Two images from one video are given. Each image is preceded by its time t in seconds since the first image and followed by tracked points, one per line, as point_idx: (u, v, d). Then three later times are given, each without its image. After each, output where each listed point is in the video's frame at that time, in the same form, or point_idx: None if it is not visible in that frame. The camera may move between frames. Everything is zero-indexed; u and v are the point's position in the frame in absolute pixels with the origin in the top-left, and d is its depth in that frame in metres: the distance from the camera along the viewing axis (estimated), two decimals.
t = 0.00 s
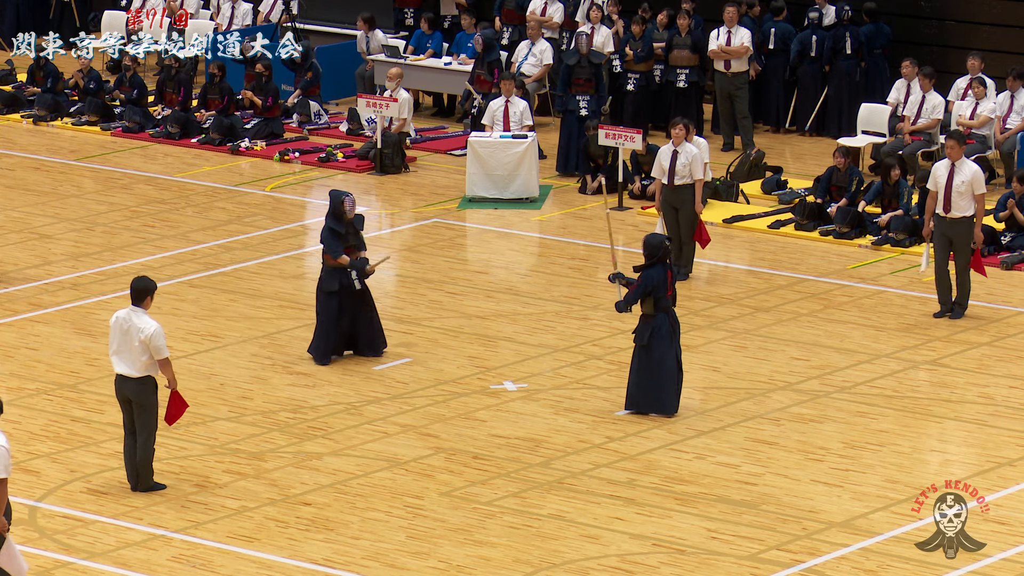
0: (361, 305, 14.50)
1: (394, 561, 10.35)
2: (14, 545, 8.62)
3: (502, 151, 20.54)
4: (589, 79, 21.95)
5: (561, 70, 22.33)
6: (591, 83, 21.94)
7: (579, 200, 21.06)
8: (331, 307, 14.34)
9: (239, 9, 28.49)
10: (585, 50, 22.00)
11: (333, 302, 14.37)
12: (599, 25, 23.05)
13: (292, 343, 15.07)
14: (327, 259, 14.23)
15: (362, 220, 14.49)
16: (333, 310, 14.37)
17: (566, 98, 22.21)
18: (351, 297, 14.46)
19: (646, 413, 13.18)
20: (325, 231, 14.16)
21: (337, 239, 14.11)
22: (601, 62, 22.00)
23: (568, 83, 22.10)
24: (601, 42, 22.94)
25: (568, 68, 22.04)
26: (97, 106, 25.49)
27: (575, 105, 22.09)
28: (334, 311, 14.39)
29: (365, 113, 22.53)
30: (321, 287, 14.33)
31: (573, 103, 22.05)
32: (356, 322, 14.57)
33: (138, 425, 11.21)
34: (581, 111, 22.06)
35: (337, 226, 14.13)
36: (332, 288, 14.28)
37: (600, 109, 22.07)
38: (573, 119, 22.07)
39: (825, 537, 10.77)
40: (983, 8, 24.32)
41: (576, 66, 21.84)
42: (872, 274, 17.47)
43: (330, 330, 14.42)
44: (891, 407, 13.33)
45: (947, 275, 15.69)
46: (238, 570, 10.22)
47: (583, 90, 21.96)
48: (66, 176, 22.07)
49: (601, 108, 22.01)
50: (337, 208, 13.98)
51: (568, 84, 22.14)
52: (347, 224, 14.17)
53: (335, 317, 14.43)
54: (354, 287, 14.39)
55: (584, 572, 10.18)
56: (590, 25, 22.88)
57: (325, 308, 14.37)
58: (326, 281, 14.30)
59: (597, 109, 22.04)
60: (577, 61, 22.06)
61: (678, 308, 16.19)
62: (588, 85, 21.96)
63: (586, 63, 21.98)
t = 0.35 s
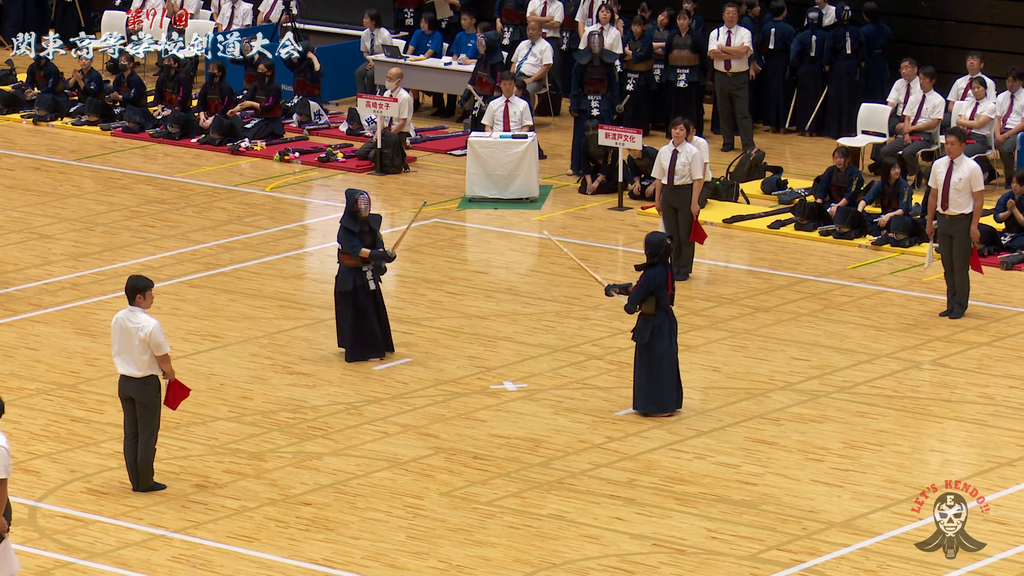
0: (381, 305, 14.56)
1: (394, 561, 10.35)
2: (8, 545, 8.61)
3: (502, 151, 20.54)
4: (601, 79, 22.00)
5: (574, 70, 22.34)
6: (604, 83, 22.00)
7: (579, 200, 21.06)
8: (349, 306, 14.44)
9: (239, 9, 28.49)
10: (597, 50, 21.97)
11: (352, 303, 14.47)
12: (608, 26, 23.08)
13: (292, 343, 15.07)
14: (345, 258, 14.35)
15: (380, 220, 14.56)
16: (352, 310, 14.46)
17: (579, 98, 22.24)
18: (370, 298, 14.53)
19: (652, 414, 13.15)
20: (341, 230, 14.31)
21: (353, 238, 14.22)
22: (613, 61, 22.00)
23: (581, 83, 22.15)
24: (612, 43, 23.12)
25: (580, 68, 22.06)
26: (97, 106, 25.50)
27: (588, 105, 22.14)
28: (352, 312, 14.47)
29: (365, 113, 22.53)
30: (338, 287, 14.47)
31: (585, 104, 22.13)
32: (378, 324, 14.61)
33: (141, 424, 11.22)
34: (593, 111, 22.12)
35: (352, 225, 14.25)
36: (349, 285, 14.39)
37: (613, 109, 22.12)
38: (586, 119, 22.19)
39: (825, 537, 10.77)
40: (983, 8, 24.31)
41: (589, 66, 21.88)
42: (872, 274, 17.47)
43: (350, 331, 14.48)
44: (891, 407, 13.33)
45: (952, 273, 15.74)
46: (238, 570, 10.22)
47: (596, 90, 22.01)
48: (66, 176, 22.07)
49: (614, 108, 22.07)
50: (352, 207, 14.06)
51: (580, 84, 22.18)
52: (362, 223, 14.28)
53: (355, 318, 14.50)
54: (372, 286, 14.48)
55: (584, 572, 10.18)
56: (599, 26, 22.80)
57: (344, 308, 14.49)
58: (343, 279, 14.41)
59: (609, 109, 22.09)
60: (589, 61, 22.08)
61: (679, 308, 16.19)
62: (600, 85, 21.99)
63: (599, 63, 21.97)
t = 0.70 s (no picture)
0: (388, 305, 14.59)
1: (394, 561, 10.35)
2: (10, 545, 8.61)
3: (502, 151, 20.54)
4: (604, 78, 22.10)
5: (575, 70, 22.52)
6: (605, 82, 22.10)
7: (579, 200, 21.06)
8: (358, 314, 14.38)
9: (239, 9, 28.49)
10: (600, 49, 22.13)
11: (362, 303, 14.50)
12: (609, 26, 22.72)
13: (292, 343, 15.07)
14: (352, 258, 14.39)
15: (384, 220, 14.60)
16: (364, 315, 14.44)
17: (579, 97, 22.32)
18: (379, 298, 14.56)
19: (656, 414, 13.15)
20: (347, 232, 14.32)
21: (360, 238, 14.25)
22: (616, 60, 22.17)
23: (583, 82, 22.22)
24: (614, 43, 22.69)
25: (583, 67, 22.19)
26: (97, 106, 25.46)
27: (589, 104, 22.21)
28: (362, 311, 14.52)
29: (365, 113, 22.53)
30: (347, 288, 14.50)
31: (585, 103, 22.18)
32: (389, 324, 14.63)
33: (142, 423, 11.21)
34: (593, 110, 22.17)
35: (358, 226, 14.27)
36: (358, 287, 14.41)
37: (614, 109, 22.14)
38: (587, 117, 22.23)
39: (825, 537, 10.77)
40: (983, 8, 24.32)
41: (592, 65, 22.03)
42: (872, 274, 17.47)
43: (361, 331, 14.51)
44: (891, 407, 13.33)
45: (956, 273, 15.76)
46: (238, 570, 10.22)
47: (597, 89, 22.10)
48: (66, 176, 22.07)
49: (615, 108, 22.11)
50: (358, 207, 14.09)
51: (582, 83, 22.25)
52: (368, 223, 14.32)
53: (365, 318, 14.55)
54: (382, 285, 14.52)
55: (584, 572, 10.18)
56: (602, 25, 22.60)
57: (354, 308, 14.53)
58: (352, 280, 14.43)
59: (610, 108, 22.13)
60: (592, 60, 22.23)
61: (679, 308, 16.19)
62: (603, 84, 22.09)
63: (601, 62, 22.12)
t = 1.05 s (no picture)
0: (390, 306, 14.59)
1: (394, 561, 10.35)
2: (11, 545, 8.61)
3: (502, 151, 20.54)
4: (594, 78, 22.11)
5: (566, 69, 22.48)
6: (596, 82, 22.11)
7: (579, 200, 21.06)
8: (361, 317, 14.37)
9: (239, 9, 28.50)
10: (591, 49, 22.13)
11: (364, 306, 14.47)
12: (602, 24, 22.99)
13: (292, 343, 15.08)
14: (355, 258, 14.35)
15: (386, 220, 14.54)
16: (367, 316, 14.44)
17: (570, 97, 22.32)
18: (380, 298, 14.55)
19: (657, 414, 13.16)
20: (348, 232, 14.26)
21: (364, 239, 14.18)
22: (607, 61, 22.16)
23: (573, 82, 22.24)
24: (606, 42, 22.65)
25: (573, 67, 22.20)
26: (97, 106, 25.44)
27: (578, 105, 22.19)
28: (364, 311, 14.49)
29: (365, 113, 22.53)
30: (349, 289, 14.45)
31: (574, 103, 22.18)
32: (391, 324, 14.63)
33: (143, 423, 11.22)
34: (582, 111, 22.16)
35: (360, 227, 14.21)
36: (361, 288, 14.37)
37: (602, 109, 22.14)
38: (576, 118, 22.19)
39: (825, 537, 10.77)
40: (983, 8, 24.32)
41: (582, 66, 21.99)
42: (872, 274, 17.48)
43: (363, 332, 14.49)
44: (891, 407, 13.33)
45: (955, 275, 15.74)
46: (238, 570, 10.22)
47: (587, 89, 22.10)
48: (66, 176, 22.07)
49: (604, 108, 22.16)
50: (360, 208, 14.06)
51: (573, 83, 22.27)
52: (371, 224, 14.24)
53: (367, 319, 14.53)
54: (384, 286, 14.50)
55: (584, 572, 10.18)
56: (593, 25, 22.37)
57: (356, 308, 14.50)
58: (355, 281, 14.39)
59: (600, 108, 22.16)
60: (583, 60, 22.22)
61: (679, 308, 16.19)
62: (593, 84, 22.09)
63: (593, 63, 22.12)
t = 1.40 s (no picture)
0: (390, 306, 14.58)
1: (394, 561, 10.35)
2: (6, 544, 8.61)
3: (502, 151, 20.54)
4: (583, 78, 22.01)
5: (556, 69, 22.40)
6: (584, 81, 22.01)
7: (579, 200, 21.06)
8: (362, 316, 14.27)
9: (239, 9, 28.49)
10: (580, 49, 22.04)
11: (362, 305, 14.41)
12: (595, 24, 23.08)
13: (292, 343, 15.07)
14: (355, 259, 14.34)
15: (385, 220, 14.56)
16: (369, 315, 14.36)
17: (558, 96, 22.30)
18: (380, 298, 14.53)
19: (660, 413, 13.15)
20: (348, 232, 14.25)
21: (364, 239, 14.19)
22: (596, 61, 22.05)
23: (561, 82, 22.18)
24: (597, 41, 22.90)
25: (562, 67, 22.10)
26: (96, 106, 25.43)
27: (567, 104, 22.19)
28: (364, 312, 14.48)
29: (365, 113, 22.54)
30: (349, 289, 14.44)
31: (565, 103, 22.17)
32: (391, 325, 14.62)
33: (144, 422, 11.21)
34: (571, 109, 22.18)
35: (359, 227, 14.21)
36: (361, 288, 14.37)
37: (591, 108, 22.13)
38: (564, 118, 22.19)
39: (825, 537, 10.77)
40: (983, 8, 24.32)
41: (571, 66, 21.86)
42: (872, 274, 17.48)
43: (362, 332, 14.49)
44: (891, 407, 13.33)
45: (958, 275, 15.73)
46: (238, 570, 10.22)
47: (576, 89, 22.04)
48: (66, 176, 22.06)
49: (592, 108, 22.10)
50: (359, 208, 14.07)
51: (561, 82, 22.22)
52: (370, 223, 14.26)
53: (367, 319, 14.52)
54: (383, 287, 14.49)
55: (584, 572, 10.18)
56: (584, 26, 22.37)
57: (356, 308, 14.49)
58: (355, 281, 14.38)
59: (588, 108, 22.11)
60: (572, 59, 22.12)
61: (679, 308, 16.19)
62: (581, 84, 22.01)
63: (582, 62, 22.01)
